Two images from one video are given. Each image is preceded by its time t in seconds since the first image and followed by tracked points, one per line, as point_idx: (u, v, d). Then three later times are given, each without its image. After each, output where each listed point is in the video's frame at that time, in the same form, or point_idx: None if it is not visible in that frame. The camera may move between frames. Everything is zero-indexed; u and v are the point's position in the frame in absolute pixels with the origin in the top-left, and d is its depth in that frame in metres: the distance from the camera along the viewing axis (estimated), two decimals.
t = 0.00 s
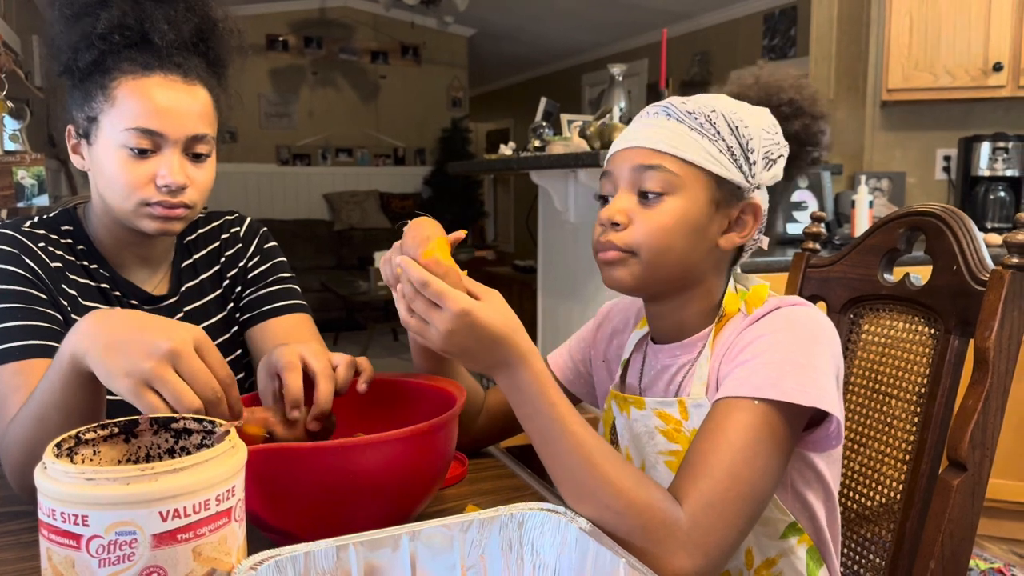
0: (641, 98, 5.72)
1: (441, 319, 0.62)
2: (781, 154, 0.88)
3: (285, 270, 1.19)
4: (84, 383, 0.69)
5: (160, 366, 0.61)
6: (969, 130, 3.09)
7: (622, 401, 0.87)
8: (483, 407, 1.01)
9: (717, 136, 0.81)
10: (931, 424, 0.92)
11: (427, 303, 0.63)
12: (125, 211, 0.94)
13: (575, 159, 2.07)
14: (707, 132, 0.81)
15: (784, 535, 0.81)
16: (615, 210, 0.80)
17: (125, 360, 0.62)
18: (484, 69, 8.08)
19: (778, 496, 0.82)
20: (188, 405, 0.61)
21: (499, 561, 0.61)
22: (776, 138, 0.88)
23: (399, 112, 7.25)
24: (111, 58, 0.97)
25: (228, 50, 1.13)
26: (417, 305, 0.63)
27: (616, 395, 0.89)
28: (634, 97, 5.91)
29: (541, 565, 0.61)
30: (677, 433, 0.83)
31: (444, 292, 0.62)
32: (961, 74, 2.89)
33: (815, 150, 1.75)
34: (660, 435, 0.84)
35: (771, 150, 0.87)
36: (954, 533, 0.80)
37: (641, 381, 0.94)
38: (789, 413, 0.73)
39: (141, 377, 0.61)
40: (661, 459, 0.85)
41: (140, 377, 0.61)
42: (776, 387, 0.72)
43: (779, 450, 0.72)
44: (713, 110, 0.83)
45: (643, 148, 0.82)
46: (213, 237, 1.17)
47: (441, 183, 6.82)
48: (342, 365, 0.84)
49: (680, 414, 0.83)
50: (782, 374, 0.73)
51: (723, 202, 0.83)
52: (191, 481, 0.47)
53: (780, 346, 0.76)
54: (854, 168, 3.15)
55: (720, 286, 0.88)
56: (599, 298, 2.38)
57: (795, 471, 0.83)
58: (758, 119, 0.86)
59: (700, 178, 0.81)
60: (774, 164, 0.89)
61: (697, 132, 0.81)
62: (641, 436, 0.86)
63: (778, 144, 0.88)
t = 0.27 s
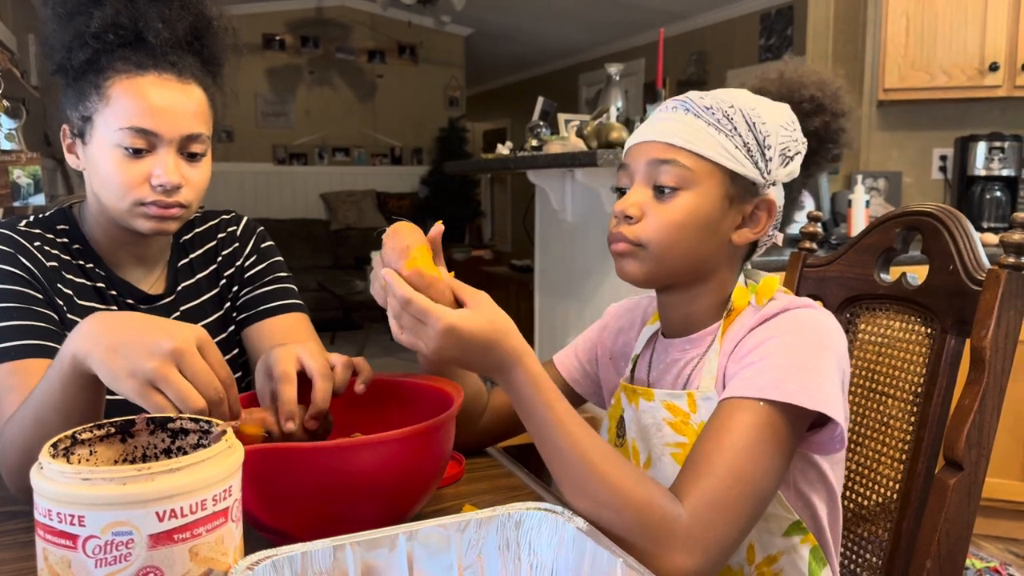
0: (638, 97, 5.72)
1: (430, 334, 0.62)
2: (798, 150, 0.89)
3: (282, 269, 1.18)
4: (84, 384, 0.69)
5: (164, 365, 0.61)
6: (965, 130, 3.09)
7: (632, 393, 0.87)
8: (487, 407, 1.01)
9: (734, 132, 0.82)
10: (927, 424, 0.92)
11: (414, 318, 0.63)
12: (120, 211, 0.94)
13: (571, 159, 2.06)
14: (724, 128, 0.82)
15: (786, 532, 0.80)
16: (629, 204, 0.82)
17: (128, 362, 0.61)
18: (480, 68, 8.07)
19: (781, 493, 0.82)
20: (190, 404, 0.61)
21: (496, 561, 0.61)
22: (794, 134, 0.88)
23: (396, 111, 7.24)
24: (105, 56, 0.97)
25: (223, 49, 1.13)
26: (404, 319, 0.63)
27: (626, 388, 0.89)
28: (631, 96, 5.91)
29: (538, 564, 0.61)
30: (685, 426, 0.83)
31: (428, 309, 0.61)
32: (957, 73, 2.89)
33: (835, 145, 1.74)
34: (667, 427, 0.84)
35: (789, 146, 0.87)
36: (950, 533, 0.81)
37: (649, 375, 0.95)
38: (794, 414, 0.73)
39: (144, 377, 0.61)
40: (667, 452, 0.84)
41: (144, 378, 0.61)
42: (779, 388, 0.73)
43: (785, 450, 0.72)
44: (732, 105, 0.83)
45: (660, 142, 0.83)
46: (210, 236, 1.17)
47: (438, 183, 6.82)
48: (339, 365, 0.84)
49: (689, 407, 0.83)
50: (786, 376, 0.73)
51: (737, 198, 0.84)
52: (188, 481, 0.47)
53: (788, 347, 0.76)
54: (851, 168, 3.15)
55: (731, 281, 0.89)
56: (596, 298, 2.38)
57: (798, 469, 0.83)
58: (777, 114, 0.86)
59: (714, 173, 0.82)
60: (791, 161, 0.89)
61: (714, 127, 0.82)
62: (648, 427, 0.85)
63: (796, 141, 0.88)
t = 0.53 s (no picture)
0: (635, 97, 5.72)
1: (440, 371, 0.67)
2: (816, 137, 0.88)
3: (280, 270, 1.19)
4: (81, 385, 0.68)
5: (162, 367, 0.61)
6: (963, 130, 3.10)
7: (640, 369, 0.87)
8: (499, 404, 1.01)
9: (753, 119, 0.82)
10: (926, 423, 0.92)
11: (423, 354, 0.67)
12: (117, 211, 0.93)
13: (570, 158, 2.06)
14: (743, 115, 0.82)
15: (785, 518, 0.81)
16: (648, 194, 0.82)
17: (126, 364, 0.61)
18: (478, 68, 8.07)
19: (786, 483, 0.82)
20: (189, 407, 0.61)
21: (494, 561, 0.60)
22: (812, 121, 0.88)
23: (394, 111, 7.23)
24: (102, 55, 0.96)
25: (221, 48, 1.13)
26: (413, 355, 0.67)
27: (633, 364, 0.89)
28: (629, 97, 5.91)
29: (536, 564, 0.60)
30: (691, 404, 0.83)
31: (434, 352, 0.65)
32: (955, 74, 2.90)
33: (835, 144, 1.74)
34: (673, 404, 0.84)
35: (808, 133, 0.87)
36: (949, 533, 0.80)
37: (657, 356, 0.96)
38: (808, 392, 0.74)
39: (142, 382, 0.61)
40: (672, 428, 0.84)
41: (143, 379, 0.61)
42: (794, 368, 0.74)
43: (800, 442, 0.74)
44: (750, 93, 0.83)
45: (679, 131, 0.83)
46: (208, 236, 1.17)
47: (435, 183, 6.82)
48: (336, 364, 0.83)
49: (697, 385, 0.83)
50: (797, 364, 0.74)
51: (758, 186, 0.84)
52: (184, 481, 0.47)
53: (804, 331, 0.77)
54: (848, 168, 3.16)
55: (749, 266, 0.89)
56: (594, 296, 2.39)
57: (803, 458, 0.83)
58: (794, 100, 0.86)
59: (734, 161, 0.82)
60: (809, 148, 0.88)
61: (733, 115, 0.82)
62: (654, 405, 0.85)
63: (814, 127, 0.88)
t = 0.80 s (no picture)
0: (632, 99, 5.73)
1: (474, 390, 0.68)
2: (832, 136, 0.88)
3: (276, 273, 1.19)
4: (77, 392, 0.68)
5: (159, 371, 0.61)
6: (959, 132, 3.11)
7: (662, 368, 0.90)
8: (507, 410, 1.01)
9: (769, 124, 0.82)
10: (921, 425, 0.92)
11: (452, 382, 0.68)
12: (114, 214, 0.93)
13: (566, 161, 2.06)
14: (759, 121, 0.81)
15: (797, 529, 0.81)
16: (668, 204, 0.83)
17: (122, 369, 0.61)
18: (476, 69, 8.08)
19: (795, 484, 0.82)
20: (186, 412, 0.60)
21: (490, 565, 0.60)
22: (828, 120, 0.87)
23: (391, 112, 7.24)
24: (98, 59, 0.96)
25: (218, 52, 1.13)
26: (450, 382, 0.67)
27: (654, 362, 0.92)
28: (626, 99, 5.92)
29: (532, 568, 0.60)
30: (712, 406, 0.85)
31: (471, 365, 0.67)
32: (951, 76, 2.91)
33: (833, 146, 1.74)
34: (693, 405, 0.86)
35: (824, 133, 0.87)
36: (945, 536, 0.81)
37: (676, 356, 0.97)
38: (835, 413, 0.75)
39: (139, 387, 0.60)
40: (690, 429, 0.86)
41: (139, 384, 0.60)
42: (822, 388, 0.75)
43: (832, 454, 0.75)
44: (765, 97, 0.83)
45: (696, 140, 0.83)
46: (204, 240, 1.17)
47: (433, 185, 6.82)
48: (331, 369, 0.83)
49: (718, 388, 0.85)
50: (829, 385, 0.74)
51: (776, 189, 0.84)
52: (179, 485, 0.46)
53: (837, 348, 0.77)
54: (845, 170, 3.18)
55: (771, 273, 0.90)
56: (592, 299, 2.39)
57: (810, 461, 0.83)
58: (809, 101, 0.85)
59: (751, 167, 0.82)
60: (826, 147, 0.88)
61: (749, 121, 0.82)
62: (675, 404, 0.87)
63: (829, 127, 0.87)
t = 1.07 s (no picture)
0: (629, 101, 5.74)
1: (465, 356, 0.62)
2: (846, 138, 0.88)
3: (273, 276, 1.18)
4: (73, 397, 0.68)
5: (153, 375, 0.61)
6: (955, 133, 3.12)
7: (676, 366, 0.91)
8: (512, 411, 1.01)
9: (782, 130, 0.82)
10: (918, 426, 0.93)
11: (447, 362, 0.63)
12: (110, 216, 0.93)
13: (563, 163, 2.06)
14: (772, 127, 0.82)
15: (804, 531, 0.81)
16: (682, 212, 0.83)
17: (117, 373, 0.61)
18: (472, 71, 8.09)
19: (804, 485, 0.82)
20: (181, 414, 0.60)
21: (487, 567, 0.60)
22: (841, 122, 0.87)
23: (388, 114, 7.24)
24: (94, 61, 0.96)
25: (215, 54, 1.13)
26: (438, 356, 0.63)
27: (667, 362, 0.93)
28: (622, 100, 5.93)
29: (529, 570, 0.60)
30: (724, 405, 0.86)
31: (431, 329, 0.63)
32: (947, 77, 2.92)
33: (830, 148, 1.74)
34: (706, 403, 0.87)
35: (837, 136, 0.87)
36: (941, 537, 0.81)
37: (689, 355, 0.98)
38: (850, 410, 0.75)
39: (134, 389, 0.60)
40: (701, 427, 0.87)
41: (134, 389, 0.60)
42: (836, 382, 0.75)
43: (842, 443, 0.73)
44: (776, 103, 0.83)
45: (707, 148, 0.84)
46: (201, 242, 1.16)
47: (430, 186, 6.83)
48: (326, 369, 0.83)
49: (731, 388, 0.86)
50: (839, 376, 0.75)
51: (791, 194, 0.84)
52: (177, 488, 0.47)
53: (855, 347, 0.77)
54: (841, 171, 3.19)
55: (786, 277, 0.90)
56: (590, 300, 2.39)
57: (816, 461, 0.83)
58: (821, 103, 0.85)
59: (764, 174, 0.83)
60: (840, 150, 0.88)
61: (762, 127, 0.82)
62: (687, 403, 0.89)
63: (844, 129, 0.87)
